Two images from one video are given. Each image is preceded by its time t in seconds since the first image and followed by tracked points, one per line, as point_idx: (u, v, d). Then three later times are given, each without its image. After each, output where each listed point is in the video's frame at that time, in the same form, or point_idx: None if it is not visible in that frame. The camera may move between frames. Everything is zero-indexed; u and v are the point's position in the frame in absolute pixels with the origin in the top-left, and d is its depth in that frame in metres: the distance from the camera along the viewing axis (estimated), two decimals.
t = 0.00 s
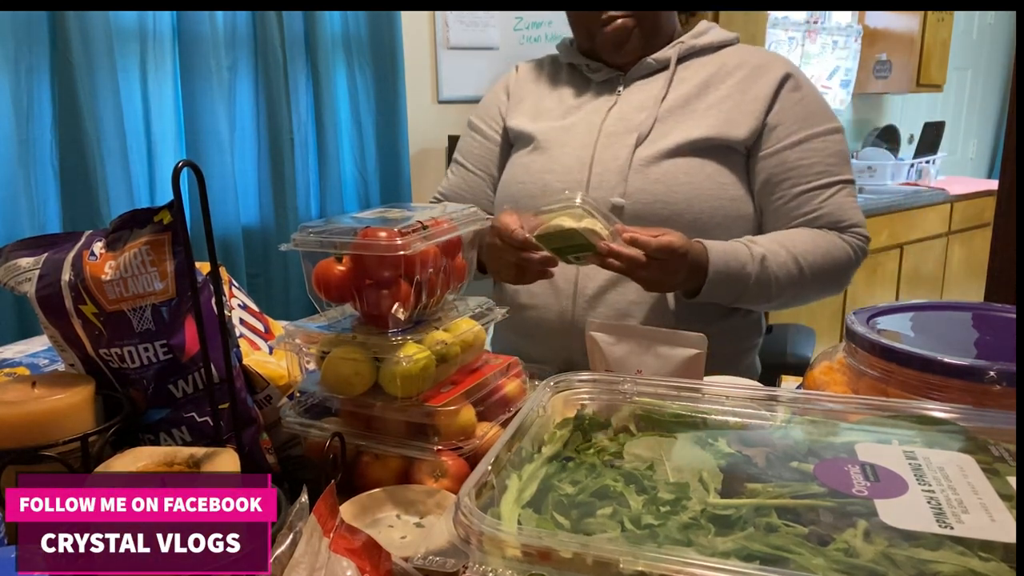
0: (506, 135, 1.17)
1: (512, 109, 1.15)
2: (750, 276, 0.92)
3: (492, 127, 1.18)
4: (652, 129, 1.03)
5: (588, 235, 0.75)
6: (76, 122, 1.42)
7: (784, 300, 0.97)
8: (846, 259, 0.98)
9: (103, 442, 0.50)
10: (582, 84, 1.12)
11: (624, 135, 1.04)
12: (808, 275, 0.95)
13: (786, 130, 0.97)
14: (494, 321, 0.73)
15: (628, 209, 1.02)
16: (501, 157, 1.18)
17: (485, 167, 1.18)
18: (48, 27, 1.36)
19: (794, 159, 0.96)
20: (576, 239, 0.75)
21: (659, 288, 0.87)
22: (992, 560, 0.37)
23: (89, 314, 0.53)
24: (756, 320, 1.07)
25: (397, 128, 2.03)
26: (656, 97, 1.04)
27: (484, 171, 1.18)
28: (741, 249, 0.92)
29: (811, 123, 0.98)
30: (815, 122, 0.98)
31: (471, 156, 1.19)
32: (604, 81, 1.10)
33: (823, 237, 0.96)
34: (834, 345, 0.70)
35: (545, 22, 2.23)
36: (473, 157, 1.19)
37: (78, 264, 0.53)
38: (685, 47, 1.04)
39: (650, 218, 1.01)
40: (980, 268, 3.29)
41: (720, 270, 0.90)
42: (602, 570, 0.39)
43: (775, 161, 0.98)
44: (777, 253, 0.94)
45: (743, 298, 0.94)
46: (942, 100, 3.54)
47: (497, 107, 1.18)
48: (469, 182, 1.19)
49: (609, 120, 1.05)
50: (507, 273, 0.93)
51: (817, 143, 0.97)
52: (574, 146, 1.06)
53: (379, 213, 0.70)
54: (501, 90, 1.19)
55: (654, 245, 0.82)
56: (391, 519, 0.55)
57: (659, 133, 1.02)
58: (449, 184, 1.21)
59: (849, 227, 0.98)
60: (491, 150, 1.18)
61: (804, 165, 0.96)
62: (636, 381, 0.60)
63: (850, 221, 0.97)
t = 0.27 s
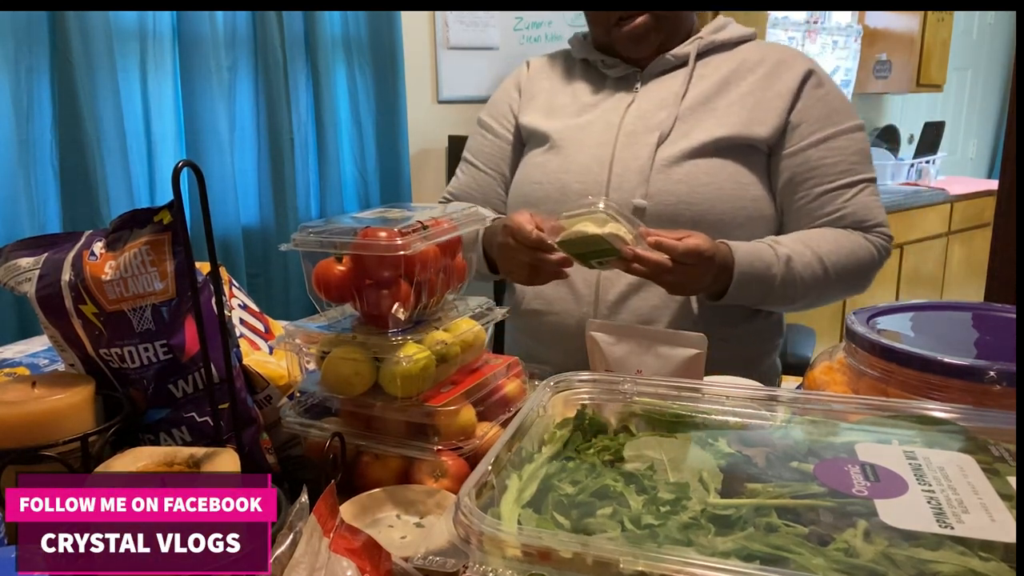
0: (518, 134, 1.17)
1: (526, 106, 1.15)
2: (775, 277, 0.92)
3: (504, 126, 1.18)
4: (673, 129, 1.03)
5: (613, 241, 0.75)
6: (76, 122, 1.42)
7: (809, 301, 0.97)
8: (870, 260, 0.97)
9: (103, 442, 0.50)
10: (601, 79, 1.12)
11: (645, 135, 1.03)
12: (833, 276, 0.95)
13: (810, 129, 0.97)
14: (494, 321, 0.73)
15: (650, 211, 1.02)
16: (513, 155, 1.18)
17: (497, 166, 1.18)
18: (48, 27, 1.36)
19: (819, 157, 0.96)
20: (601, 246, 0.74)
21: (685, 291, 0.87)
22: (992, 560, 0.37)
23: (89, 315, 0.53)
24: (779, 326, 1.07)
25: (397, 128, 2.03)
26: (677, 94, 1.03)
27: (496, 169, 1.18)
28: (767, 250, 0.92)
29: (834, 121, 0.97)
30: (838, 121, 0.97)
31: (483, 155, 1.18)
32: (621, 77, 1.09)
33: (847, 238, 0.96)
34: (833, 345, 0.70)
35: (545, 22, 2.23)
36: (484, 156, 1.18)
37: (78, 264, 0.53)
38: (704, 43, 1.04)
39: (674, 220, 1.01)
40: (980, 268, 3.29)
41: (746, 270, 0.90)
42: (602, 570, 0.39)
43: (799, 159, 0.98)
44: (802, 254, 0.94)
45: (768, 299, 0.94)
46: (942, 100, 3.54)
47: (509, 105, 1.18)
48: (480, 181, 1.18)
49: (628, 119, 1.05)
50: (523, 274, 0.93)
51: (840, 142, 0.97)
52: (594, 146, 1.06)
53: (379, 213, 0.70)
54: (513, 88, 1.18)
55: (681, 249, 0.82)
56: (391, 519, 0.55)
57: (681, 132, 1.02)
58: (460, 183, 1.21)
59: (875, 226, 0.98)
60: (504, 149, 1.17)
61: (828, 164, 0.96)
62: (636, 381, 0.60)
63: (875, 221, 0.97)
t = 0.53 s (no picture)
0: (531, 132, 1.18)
1: (539, 105, 1.15)
2: (797, 280, 0.91)
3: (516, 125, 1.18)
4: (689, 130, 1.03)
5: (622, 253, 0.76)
6: (76, 122, 1.42)
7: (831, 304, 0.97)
8: (893, 263, 0.97)
9: (103, 442, 0.50)
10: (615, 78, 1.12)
11: (661, 137, 1.03)
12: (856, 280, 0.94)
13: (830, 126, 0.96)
14: (494, 321, 0.73)
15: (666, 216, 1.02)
16: (525, 155, 1.19)
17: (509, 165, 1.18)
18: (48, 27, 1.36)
19: (840, 158, 0.95)
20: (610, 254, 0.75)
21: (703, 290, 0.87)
22: (992, 560, 0.37)
23: (89, 315, 0.53)
24: (797, 331, 1.07)
25: (397, 128, 2.03)
26: (694, 95, 1.03)
27: (509, 168, 1.19)
28: (788, 253, 0.91)
29: (856, 121, 0.96)
30: (860, 120, 0.96)
31: (495, 154, 1.19)
32: (635, 76, 1.09)
33: (871, 241, 0.95)
34: (833, 345, 0.70)
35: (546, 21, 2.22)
36: (496, 155, 1.19)
37: (77, 264, 0.53)
38: (721, 40, 1.03)
39: (690, 224, 1.02)
40: (980, 268, 3.28)
41: (767, 274, 0.89)
42: (602, 570, 0.39)
43: (819, 161, 0.97)
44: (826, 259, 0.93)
45: (789, 303, 0.93)
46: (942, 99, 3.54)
47: (520, 103, 1.18)
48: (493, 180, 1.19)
49: (643, 121, 1.05)
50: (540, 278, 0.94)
51: (861, 142, 0.96)
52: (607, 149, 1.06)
53: (379, 213, 0.70)
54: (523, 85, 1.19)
55: (699, 252, 0.81)
56: (391, 519, 0.55)
57: (697, 135, 1.02)
58: (472, 183, 1.21)
59: (898, 228, 0.97)
60: (517, 148, 1.18)
61: (849, 165, 0.95)
62: (636, 381, 0.59)
63: (899, 222, 0.97)
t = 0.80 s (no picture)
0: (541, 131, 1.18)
1: (549, 105, 1.15)
2: (806, 294, 0.91)
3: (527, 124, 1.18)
4: (698, 133, 1.02)
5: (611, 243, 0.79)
6: (76, 122, 1.42)
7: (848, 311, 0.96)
8: (910, 268, 0.95)
9: (103, 442, 0.50)
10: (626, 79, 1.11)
11: (669, 140, 1.03)
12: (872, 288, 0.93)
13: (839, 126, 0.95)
14: (494, 322, 0.73)
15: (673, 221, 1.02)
16: (535, 154, 1.18)
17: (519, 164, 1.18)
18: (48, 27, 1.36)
19: (855, 162, 0.93)
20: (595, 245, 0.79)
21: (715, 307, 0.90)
22: (992, 560, 0.37)
23: (89, 315, 0.53)
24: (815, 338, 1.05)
25: (397, 128, 2.03)
26: (704, 97, 1.02)
27: (519, 168, 1.19)
28: (793, 268, 0.91)
29: (872, 122, 0.94)
30: (876, 121, 0.94)
31: (505, 153, 1.19)
32: (646, 76, 1.08)
33: (882, 246, 0.93)
34: (834, 345, 0.70)
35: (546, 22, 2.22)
36: (507, 154, 1.19)
37: (77, 264, 0.53)
38: (733, 38, 1.01)
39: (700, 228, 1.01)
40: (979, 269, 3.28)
41: (772, 290, 0.90)
42: (602, 570, 0.39)
43: (833, 164, 0.95)
44: (838, 270, 0.92)
45: (801, 317, 0.93)
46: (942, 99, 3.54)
47: (532, 101, 1.18)
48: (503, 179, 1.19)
49: (652, 124, 1.05)
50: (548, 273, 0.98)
51: (878, 144, 0.93)
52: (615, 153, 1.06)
53: (379, 213, 0.70)
54: (533, 82, 1.19)
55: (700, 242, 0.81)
56: (392, 519, 0.55)
57: (706, 138, 1.01)
58: (482, 182, 1.21)
59: (917, 232, 0.95)
60: (526, 147, 1.18)
61: (863, 169, 0.93)
62: (636, 381, 0.59)
63: (917, 227, 0.94)
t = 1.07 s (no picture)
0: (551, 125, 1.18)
1: (560, 104, 1.15)
2: (803, 300, 0.88)
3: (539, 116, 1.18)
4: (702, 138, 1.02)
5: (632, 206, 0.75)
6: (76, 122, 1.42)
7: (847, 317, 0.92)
8: (911, 275, 0.92)
9: (103, 442, 0.50)
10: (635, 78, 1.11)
11: (672, 142, 1.03)
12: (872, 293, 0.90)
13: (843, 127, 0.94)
14: (494, 321, 0.73)
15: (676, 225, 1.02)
16: (546, 148, 1.18)
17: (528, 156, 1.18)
18: (48, 27, 1.36)
19: (847, 161, 0.93)
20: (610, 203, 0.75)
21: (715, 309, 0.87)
22: (992, 560, 0.37)
23: (89, 315, 0.53)
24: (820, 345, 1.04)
25: (397, 128, 2.03)
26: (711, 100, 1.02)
27: (529, 161, 1.18)
28: (791, 272, 0.88)
29: (873, 120, 0.93)
30: (879, 120, 0.93)
31: (515, 143, 1.18)
32: (653, 76, 1.09)
33: (878, 251, 0.91)
34: (834, 346, 0.70)
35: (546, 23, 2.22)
36: (516, 145, 1.18)
37: (78, 264, 0.53)
38: (742, 37, 1.01)
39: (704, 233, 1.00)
40: (979, 269, 3.28)
41: (771, 294, 0.86)
42: (603, 570, 0.39)
43: (827, 163, 0.95)
44: (836, 273, 0.89)
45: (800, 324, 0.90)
46: (941, 100, 3.54)
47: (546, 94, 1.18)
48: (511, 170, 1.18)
49: (656, 128, 1.04)
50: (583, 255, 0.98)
51: (877, 143, 0.92)
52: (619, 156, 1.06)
53: (379, 213, 0.70)
54: (549, 75, 1.20)
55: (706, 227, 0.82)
56: (391, 519, 0.55)
57: (711, 143, 1.01)
58: (490, 172, 1.20)
59: (915, 239, 0.92)
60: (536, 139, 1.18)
61: (856, 169, 0.93)
62: (636, 381, 0.59)
63: (914, 234, 0.92)
